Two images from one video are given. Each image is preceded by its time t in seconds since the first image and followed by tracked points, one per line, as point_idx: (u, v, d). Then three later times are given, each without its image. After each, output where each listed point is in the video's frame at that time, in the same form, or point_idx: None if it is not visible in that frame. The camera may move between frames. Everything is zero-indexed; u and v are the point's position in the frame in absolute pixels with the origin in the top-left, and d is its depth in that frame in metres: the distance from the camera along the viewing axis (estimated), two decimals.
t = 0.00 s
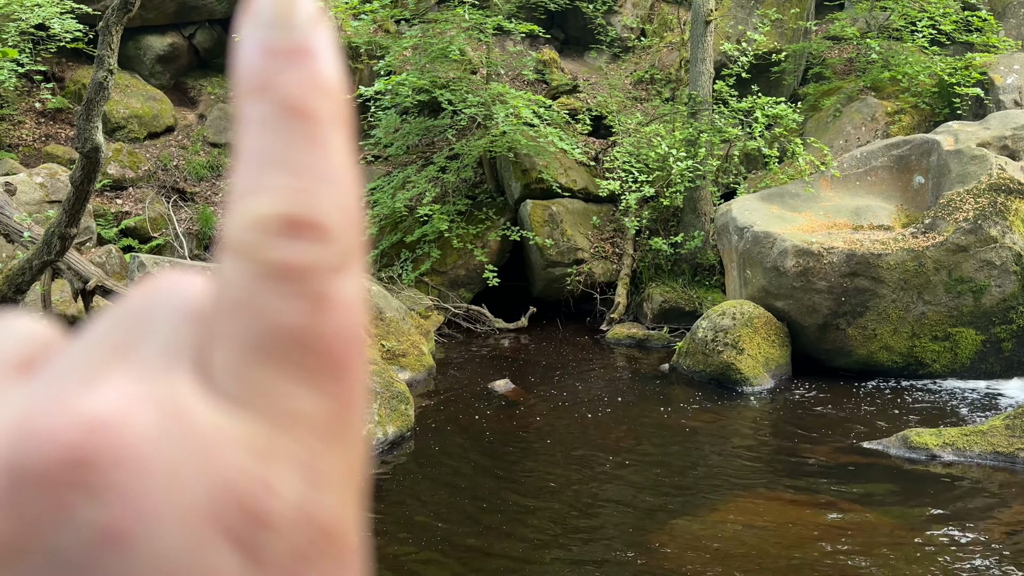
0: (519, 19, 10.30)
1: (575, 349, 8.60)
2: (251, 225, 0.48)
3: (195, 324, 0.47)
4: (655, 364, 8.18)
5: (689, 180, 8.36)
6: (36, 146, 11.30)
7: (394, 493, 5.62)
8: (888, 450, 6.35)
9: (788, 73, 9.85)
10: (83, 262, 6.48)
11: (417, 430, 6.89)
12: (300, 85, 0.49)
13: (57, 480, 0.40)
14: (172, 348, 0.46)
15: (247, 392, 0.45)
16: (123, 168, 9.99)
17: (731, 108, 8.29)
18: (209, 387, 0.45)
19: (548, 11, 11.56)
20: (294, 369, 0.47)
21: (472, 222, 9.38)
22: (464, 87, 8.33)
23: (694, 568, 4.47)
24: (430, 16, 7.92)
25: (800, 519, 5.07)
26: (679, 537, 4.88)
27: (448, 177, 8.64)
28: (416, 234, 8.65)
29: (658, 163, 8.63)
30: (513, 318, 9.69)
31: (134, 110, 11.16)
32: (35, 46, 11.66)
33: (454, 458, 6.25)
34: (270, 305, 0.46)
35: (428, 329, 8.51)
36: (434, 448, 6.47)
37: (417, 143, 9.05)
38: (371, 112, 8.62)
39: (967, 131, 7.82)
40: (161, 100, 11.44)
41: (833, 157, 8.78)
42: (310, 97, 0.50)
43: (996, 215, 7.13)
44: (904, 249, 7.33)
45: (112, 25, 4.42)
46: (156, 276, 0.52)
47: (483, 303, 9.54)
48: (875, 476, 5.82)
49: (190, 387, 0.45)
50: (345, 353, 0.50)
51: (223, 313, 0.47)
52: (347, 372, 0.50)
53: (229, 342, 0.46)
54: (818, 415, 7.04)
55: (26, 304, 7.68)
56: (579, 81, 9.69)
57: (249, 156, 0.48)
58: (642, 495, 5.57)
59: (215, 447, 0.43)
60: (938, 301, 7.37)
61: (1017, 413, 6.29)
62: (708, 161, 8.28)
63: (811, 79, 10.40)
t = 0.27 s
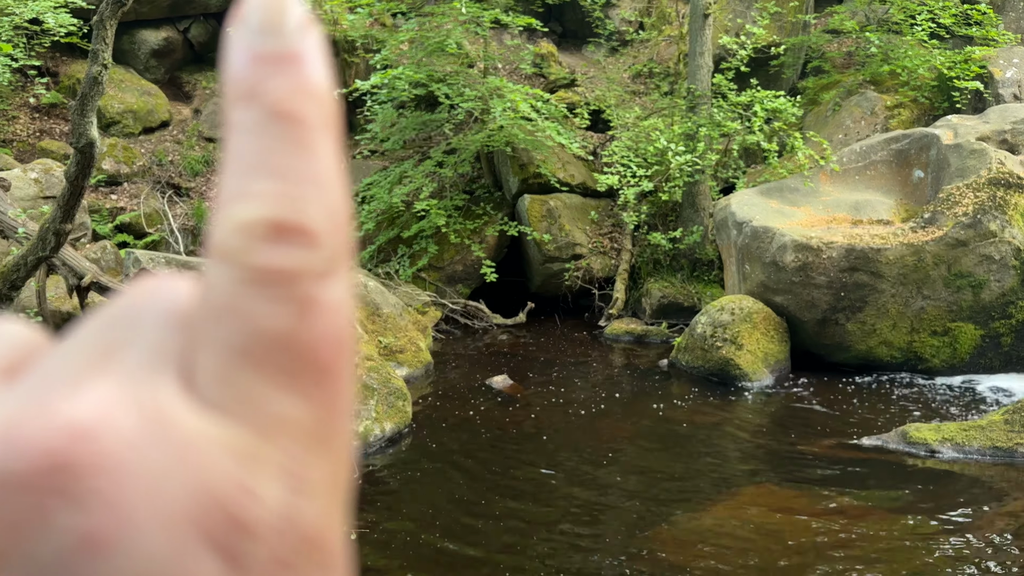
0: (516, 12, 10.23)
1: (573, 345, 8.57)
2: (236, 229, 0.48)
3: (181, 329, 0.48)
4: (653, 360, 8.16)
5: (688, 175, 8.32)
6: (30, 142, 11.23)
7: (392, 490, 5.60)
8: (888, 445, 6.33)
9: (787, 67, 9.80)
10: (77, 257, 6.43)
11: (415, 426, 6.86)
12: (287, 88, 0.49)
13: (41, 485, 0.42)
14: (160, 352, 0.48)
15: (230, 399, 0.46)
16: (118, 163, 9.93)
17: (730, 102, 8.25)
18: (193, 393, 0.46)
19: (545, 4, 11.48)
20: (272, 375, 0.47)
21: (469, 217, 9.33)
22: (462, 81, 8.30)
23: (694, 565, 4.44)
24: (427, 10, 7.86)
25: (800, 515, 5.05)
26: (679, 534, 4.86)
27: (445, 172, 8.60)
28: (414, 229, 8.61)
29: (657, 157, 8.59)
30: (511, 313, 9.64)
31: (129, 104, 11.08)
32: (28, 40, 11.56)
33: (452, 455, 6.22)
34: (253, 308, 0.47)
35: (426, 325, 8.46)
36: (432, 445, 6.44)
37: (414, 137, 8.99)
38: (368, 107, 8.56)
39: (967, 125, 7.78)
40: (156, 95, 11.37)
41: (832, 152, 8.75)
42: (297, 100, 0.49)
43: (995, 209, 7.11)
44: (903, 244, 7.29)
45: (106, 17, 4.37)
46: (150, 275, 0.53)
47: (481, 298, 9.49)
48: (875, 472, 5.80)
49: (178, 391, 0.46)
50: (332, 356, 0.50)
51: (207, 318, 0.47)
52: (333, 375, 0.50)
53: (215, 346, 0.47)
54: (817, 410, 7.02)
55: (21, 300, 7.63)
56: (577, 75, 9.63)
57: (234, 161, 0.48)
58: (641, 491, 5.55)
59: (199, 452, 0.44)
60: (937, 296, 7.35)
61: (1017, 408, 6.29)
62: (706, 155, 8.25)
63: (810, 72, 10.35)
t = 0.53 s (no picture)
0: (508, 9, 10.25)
1: (566, 341, 8.60)
2: (215, 208, 0.46)
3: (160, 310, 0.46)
4: (646, 355, 8.20)
5: (679, 171, 8.38)
6: (22, 139, 11.21)
7: (387, 485, 5.63)
8: (878, 439, 6.40)
9: (778, 64, 9.84)
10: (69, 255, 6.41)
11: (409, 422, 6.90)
12: (268, 67, 0.48)
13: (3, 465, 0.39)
14: (136, 334, 0.45)
15: (208, 377, 0.44)
16: (111, 161, 9.92)
17: (721, 98, 8.32)
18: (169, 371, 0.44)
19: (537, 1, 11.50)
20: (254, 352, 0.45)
21: (462, 214, 9.35)
22: (454, 78, 8.32)
23: (686, 557, 4.49)
24: (419, 7, 7.89)
25: (790, 507, 5.11)
26: (672, 526, 4.91)
27: (438, 168, 8.62)
28: (407, 226, 8.62)
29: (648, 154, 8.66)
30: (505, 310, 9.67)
31: (121, 102, 11.08)
32: (19, 37, 11.54)
33: (446, 450, 6.26)
34: (232, 286, 0.45)
35: (419, 321, 8.43)
36: (426, 440, 6.47)
37: (406, 134, 9.03)
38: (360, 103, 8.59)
39: (956, 120, 7.84)
40: (149, 92, 11.37)
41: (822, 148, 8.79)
42: (275, 80, 0.48)
43: (984, 204, 7.17)
44: (893, 239, 7.35)
45: (99, 15, 4.39)
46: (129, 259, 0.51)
47: (474, 295, 9.51)
48: (865, 465, 5.86)
49: (153, 370, 0.44)
50: (313, 338, 0.48)
51: (185, 298, 0.45)
52: (315, 357, 0.48)
53: (191, 326, 0.44)
54: (809, 405, 7.07)
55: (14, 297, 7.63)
56: (569, 71, 9.66)
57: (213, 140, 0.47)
58: (634, 485, 5.59)
59: (178, 430, 0.42)
60: (926, 290, 7.40)
61: (1005, 401, 6.37)
62: (698, 152, 8.30)
63: (801, 69, 10.39)
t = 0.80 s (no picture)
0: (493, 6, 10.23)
1: (553, 338, 8.61)
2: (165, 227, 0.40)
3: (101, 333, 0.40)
4: (632, 352, 8.23)
5: (664, 168, 8.43)
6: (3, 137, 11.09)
7: (373, 482, 5.62)
8: (861, 433, 6.46)
9: (762, 61, 9.87)
10: (54, 254, 6.53)
11: (395, 420, 6.89)
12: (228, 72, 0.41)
13: None
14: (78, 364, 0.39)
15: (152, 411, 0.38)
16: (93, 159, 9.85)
17: (706, 95, 8.36)
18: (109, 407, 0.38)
19: None
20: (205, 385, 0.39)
21: (448, 211, 9.34)
22: (440, 75, 8.31)
23: (673, 551, 4.51)
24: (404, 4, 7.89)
25: (775, 501, 5.14)
26: (658, 521, 4.93)
27: (423, 166, 8.61)
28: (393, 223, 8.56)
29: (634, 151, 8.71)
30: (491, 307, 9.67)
31: (104, 99, 10.99)
32: None
33: (433, 447, 6.26)
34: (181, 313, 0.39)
35: (405, 319, 8.44)
36: (412, 438, 6.48)
37: (392, 131, 9.02)
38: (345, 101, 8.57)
39: (938, 117, 7.90)
40: (131, 90, 11.29)
41: (806, 144, 8.83)
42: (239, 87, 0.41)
43: (966, 199, 7.26)
44: (875, 234, 7.43)
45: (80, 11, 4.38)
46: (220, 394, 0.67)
47: (460, 292, 9.50)
48: (849, 459, 5.91)
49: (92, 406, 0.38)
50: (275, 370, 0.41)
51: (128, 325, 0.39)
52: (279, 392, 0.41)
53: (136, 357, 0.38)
54: (794, 400, 7.12)
55: None
56: (555, 68, 9.64)
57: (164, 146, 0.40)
58: (620, 481, 5.61)
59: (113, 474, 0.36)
60: (909, 285, 7.46)
61: (986, 395, 6.46)
62: (683, 148, 8.34)
63: (785, 66, 10.41)
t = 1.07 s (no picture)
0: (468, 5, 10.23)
1: (531, 336, 8.64)
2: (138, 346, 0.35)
3: None
4: (609, 349, 8.28)
5: (640, 166, 8.49)
6: None
7: (349, 482, 5.61)
8: (834, 427, 6.56)
9: (736, 60, 9.94)
10: (24, 255, 6.50)
11: (371, 420, 6.89)
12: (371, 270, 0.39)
13: None
14: None
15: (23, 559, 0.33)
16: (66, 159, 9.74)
17: (681, 94, 8.45)
18: None
19: None
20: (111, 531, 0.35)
21: (425, 210, 9.33)
22: (416, 73, 8.29)
23: (649, 545, 4.54)
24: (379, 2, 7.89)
25: (749, 495, 5.20)
26: (634, 517, 4.96)
27: (400, 165, 8.59)
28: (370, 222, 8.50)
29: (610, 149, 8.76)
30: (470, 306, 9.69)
31: (76, 98, 10.88)
32: None
33: (410, 446, 6.27)
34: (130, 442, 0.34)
35: (383, 318, 8.44)
36: (389, 437, 6.47)
37: (368, 130, 9.03)
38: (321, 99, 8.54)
39: (908, 115, 8.01)
40: (104, 89, 11.18)
41: (779, 142, 8.91)
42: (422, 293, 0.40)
43: (935, 196, 7.35)
44: (847, 231, 7.52)
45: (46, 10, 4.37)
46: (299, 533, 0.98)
47: (438, 291, 9.49)
48: (823, 453, 5.98)
49: None
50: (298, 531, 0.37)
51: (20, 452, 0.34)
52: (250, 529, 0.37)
53: None
54: (769, 395, 7.19)
55: None
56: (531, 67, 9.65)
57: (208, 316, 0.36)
58: (597, 477, 5.64)
59: None
60: (880, 281, 7.57)
61: (956, 388, 6.59)
62: (658, 147, 8.40)
63: (759, 64, 10.47)
